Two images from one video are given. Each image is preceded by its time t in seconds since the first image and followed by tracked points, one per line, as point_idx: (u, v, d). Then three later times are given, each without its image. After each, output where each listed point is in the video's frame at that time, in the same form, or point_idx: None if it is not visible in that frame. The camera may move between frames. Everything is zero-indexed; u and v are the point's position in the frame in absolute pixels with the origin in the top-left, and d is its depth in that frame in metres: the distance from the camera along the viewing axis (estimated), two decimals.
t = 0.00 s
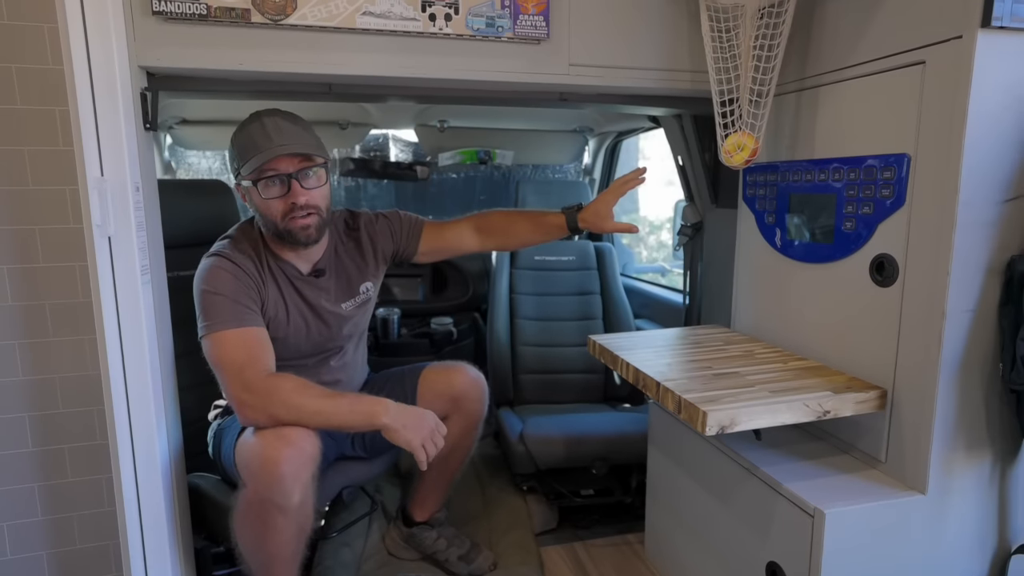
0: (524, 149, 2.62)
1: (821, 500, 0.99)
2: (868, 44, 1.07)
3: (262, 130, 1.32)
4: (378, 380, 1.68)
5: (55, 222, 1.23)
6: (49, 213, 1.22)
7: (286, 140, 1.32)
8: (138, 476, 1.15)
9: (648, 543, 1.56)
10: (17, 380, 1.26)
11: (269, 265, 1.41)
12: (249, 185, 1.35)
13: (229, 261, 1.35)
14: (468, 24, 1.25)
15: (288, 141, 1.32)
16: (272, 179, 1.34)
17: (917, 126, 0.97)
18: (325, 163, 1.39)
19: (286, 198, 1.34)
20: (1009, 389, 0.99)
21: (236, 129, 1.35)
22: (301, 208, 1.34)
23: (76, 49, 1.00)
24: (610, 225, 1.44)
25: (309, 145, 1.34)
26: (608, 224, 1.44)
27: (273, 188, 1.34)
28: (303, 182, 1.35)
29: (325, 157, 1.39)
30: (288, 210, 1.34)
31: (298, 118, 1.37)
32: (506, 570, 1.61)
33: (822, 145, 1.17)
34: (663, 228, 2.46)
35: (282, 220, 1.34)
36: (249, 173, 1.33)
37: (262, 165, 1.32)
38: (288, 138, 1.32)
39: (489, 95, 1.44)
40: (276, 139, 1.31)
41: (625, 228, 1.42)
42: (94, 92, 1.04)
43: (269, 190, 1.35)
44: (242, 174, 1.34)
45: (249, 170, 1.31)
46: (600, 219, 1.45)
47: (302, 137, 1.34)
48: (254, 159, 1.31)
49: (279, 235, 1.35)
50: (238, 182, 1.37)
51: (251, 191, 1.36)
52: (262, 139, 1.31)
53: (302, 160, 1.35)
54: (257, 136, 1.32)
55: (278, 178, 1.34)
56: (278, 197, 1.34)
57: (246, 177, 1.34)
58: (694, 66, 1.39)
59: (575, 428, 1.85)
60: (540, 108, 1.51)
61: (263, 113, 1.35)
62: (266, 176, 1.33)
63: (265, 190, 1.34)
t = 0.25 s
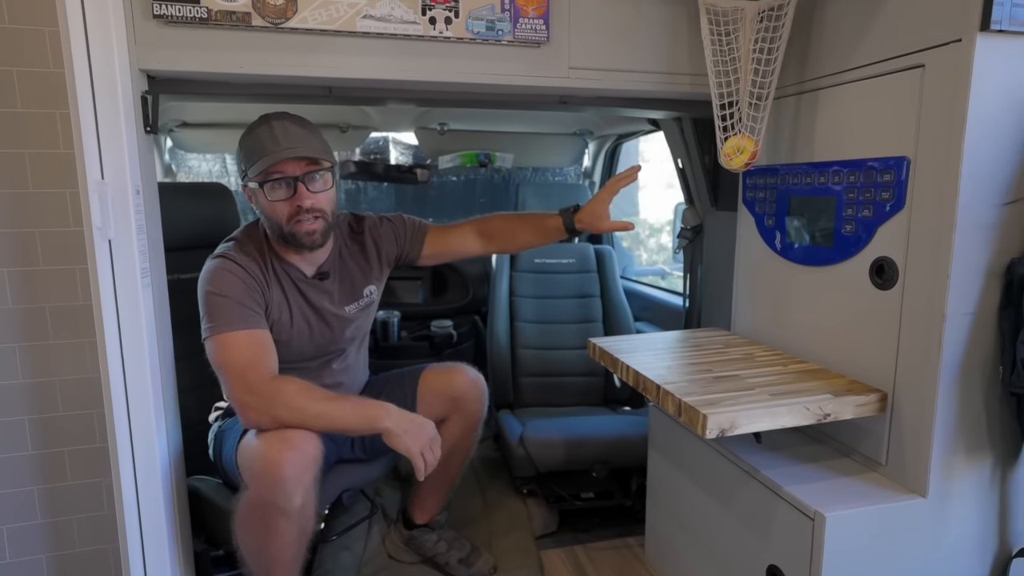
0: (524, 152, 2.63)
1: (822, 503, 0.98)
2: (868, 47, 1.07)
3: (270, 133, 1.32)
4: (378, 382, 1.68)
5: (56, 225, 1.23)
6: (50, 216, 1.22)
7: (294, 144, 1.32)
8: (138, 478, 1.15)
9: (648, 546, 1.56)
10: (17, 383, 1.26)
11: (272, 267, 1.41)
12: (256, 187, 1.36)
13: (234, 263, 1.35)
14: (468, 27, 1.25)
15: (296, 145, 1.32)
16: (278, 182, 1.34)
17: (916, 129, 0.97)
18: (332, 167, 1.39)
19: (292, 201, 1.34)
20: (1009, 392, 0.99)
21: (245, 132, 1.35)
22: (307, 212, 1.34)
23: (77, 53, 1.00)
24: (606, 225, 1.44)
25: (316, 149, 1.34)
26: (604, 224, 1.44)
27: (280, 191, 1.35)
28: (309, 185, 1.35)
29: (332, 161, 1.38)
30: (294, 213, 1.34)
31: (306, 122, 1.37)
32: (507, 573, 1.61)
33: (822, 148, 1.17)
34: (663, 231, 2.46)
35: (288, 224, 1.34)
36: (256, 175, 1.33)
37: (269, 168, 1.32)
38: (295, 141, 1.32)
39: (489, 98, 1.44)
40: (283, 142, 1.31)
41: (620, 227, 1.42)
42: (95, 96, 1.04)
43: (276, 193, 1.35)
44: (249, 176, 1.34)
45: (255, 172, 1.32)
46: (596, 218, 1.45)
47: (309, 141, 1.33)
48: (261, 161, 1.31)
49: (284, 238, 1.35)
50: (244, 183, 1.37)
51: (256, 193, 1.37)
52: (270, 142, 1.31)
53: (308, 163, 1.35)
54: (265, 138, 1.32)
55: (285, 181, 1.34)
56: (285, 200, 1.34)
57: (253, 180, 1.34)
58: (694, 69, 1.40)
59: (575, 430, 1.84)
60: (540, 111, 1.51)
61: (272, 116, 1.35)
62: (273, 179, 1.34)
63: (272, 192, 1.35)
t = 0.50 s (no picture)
0: (523, 155, 2.63)
1: (822, 506, 0.98)
2: (868, 51, 1.07)
3: (274, 137, 1.32)
4: (379, 386, 1.67)
5: (56, 228, 1.23)
6: (50, 219, 1.23)
7: (298, 147, 1.32)
8: (137, 481, 1.14)
9: (648, 550, 1.56)
10: (17, 386, 1.26)
11: (275, 270, 1.41)
12: (259, 190, 1.36)
13: (238, 265, 1.35)
14: (468, 31, 1.26)
15: (300, 149, 1.32)
16: (281, 186, 1.34)
17: (916, 132, 0.97)
18: (335, 171, 1.40)
19: (295, 204, 1.34)
20: (1009, 395, 0.99)
21: (249, 134, 1.36)
22: (310, 215, 1.34)
23: (79, 56, 1.00)
24: (602, 225, 1.44)
25: (320, 153, 1.34)
26: (600, 225, 1.44)
27: (283, 194, 1.34)
28: (312, 189, 1.35)
29: (336, 166, 1.39)
30: (297, 217, 1.34)
31: (310, 126, 1.37)
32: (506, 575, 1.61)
33: (822, 151, 1.18)
34: (663, 234, 2.46)
35: (290, 226, 1.34)
36: (259, 178, 1.33)
37: (272, 171, 1.32)
38: (299, 145, 1.32)
39: (489, 101, 1.45)
40: (287, 146, 1.32)
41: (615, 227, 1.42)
42: (96, 99, 1.05)
43: (279, 197, 1.35)
44: (252, 178, 1.34)
45: (259, 175, 1.32)
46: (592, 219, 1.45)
47: (313, 145, 1.33)
48: (265, 164, 1.31)
49: (287, 240, 1.36)
50: (248, 185, 1.37)
51: (260, 195, 1.37)
52: (275, 146, 1.32)
53: (312, 167, 1.36)
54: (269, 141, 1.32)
55: (288, 184, 1.34)
56: (287, 204, 1.34)
57: (256, 182, 1.34)
58: (693, 73, 1.40)
59: (575, 434, 1.84)
60: (540, 114, 1.51)
61: (276, 120, 1.35)
62: (276, 182, 1.34)
63: (275, 196, 1.35)
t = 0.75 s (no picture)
0: (524, 158, 2.62)
1: (822, 510, 0.98)
2: (867, 54, 1.08)
3: (270, 139, 1.32)
4: (379, 389, 1.67)
5: (56, 231, 1.23)
6: (50, 222, 1.23)
7: (293, 148, 1.32)
8: (137, 485, 1.14)
9: (648, 553, 1.56)
10: (17, 389, 1.26)
11: (273, 274, 1.41)
12: (255, 194, 1.36)
13: (236, 269, 1.35)
14: (468, 34, 1.26)
15: (296, 150, 1.32)
16: (278, 187, 1.34)
17: (915, 136, 0.98)
18: (331, 171, 1.40)
19: (292, 205, 1.34)
20: (1010, 398, 0.99)
21: (244, 139, 1.36)
22: (308, 216, 1.34)
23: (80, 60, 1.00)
24: (615, 246, 1.44)
25: (317, 153, 1.34)
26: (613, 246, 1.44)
27: (279, 196, 1.34)
28: (309, 190, 1.36)
29: (331, 165, 1.39)
30: (295, 218, 1.34)
31: (305, 128, 1.37)
32: None
33: (822, 154, 1.18)
34: (663, 237, 2.46)
35: (288, 228, 1.34)
36: (256, 181, 1.33)
37: (269, 173, 1.33)
38: (295, 146, 1.32)
39: (489, 104, 1.45)
40: (283, 148, 1.32)
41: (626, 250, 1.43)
42: (97, 103, 1.05)
43: (276, 199, 1.35)
44: (248, 182, 1.34)
45: (255, 177, 1.32)
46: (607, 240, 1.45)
47: (309, 146, 1.34)
48: (261, 166, 1.32)
49: (284, 242, 1.35)
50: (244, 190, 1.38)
51: (256, 199, 1.37)
52: (270, 148, 1.32)
53: (308, 168, 1.36)
54: (264, 144, 1.32)
55: (284, 186, 1.34)
56: (285, 205, 1.34)
57: (253, 186, 1.34)
58: (693, 76, 1.40)
59: (575, 437, 1.84)
60: (540, 117, 1.52)
61: (272, 123, 1.35)
62: (272, 184, 1.34)
63: (271, 198, 1.35)
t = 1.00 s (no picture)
0: (524, 162, 2.63)
1: (823, 515, 0.98)
2: (865, 59, 1.08)
3: (266, 144, 1.33)
4: (378, 393, 1.67)
5: (57, 235, 1.23)
6: (51, 226, 1.23)
7: (289, 152, 1.32)
8: (137, 489, 1.14)
9: (648, 558, 1.55)
10: (16, 393, 1.26)
11: (273, 278, 1.41)
12: (253, 199, 1.36)
13: (234, 273, 1.35)
14: (469, 39, 1.26)
15: (292, 153, 1.32)
16: (275, 192, 1.34)
17: (914, 140, 0.98)
18: (328, 175, 1.40)
19: (289, 209, 1.34)
20: (1010, 403, 0.99)
21: (241, 143, 1.36)
22: (305, 220, 1.34)
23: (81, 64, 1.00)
24: (614, 250, 1.45)
25: (313, 156, 1.35)
26: (613, 250, 1.45)
27: (277, 201, 1.35)
28: (306, 194, 1.36)
29: (328, 169, 1.39)
30: (292, 222, 1.34)
31: (302, 132, 1.37)
32: None
33: (821, 158, 1.18)
34: (663, 240, 2.46)
35: (286, 232, 1.34)
36: (253, 185, 1.34)
37: (266, 177, 1.33)
38: (291, 150, 1.32)
39: (489, 108, 1.45)
40: (279, 151, 1.32)
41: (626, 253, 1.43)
42: (98, 107, 1.05)
43: (274, 203, 1.35)
44: (246, 187, 1.34)
45: (252, 182, 1.32)
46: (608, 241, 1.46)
47: (304, 149, 1.34)
48: (258, 171, 1.32)
49: (283, 246, 1.35)
50: (243, 196, 1.38)
51: (254, 204, 1.37)
52: (266, 153, 1.32)
53: (305, 172, 1.36)
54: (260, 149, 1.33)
55: (281, 190, 1.34)
56: (282, 209, 1.34)
57: (250, 190, 1.35)
58: (693, 80, 1.41)
59: (575, 440, 1.84)
60: (540, 121, 1.52)
61: (268, 127, 1.36)
62: (270, 189, 1.34)
63: (269, 203, 1.35)
